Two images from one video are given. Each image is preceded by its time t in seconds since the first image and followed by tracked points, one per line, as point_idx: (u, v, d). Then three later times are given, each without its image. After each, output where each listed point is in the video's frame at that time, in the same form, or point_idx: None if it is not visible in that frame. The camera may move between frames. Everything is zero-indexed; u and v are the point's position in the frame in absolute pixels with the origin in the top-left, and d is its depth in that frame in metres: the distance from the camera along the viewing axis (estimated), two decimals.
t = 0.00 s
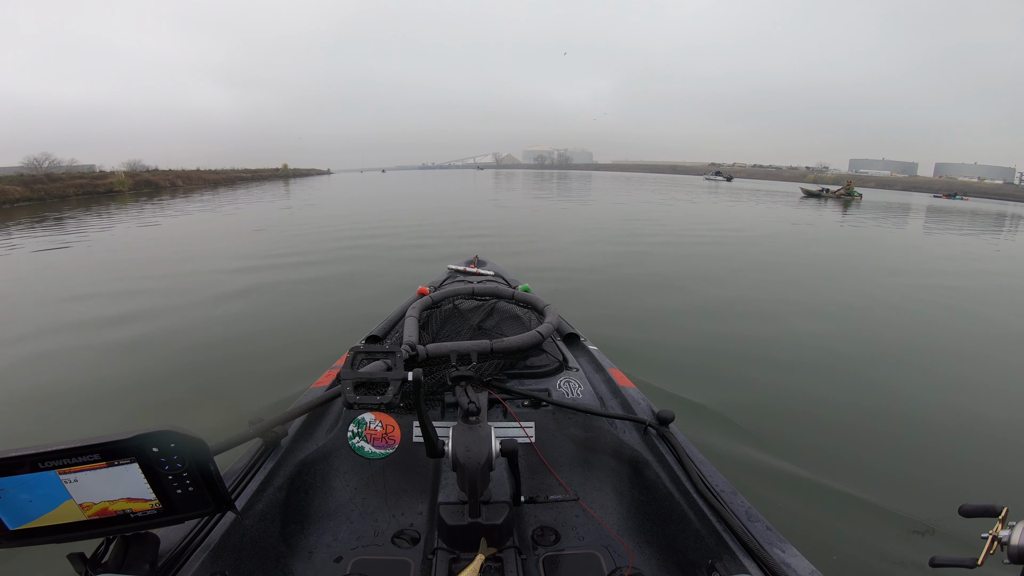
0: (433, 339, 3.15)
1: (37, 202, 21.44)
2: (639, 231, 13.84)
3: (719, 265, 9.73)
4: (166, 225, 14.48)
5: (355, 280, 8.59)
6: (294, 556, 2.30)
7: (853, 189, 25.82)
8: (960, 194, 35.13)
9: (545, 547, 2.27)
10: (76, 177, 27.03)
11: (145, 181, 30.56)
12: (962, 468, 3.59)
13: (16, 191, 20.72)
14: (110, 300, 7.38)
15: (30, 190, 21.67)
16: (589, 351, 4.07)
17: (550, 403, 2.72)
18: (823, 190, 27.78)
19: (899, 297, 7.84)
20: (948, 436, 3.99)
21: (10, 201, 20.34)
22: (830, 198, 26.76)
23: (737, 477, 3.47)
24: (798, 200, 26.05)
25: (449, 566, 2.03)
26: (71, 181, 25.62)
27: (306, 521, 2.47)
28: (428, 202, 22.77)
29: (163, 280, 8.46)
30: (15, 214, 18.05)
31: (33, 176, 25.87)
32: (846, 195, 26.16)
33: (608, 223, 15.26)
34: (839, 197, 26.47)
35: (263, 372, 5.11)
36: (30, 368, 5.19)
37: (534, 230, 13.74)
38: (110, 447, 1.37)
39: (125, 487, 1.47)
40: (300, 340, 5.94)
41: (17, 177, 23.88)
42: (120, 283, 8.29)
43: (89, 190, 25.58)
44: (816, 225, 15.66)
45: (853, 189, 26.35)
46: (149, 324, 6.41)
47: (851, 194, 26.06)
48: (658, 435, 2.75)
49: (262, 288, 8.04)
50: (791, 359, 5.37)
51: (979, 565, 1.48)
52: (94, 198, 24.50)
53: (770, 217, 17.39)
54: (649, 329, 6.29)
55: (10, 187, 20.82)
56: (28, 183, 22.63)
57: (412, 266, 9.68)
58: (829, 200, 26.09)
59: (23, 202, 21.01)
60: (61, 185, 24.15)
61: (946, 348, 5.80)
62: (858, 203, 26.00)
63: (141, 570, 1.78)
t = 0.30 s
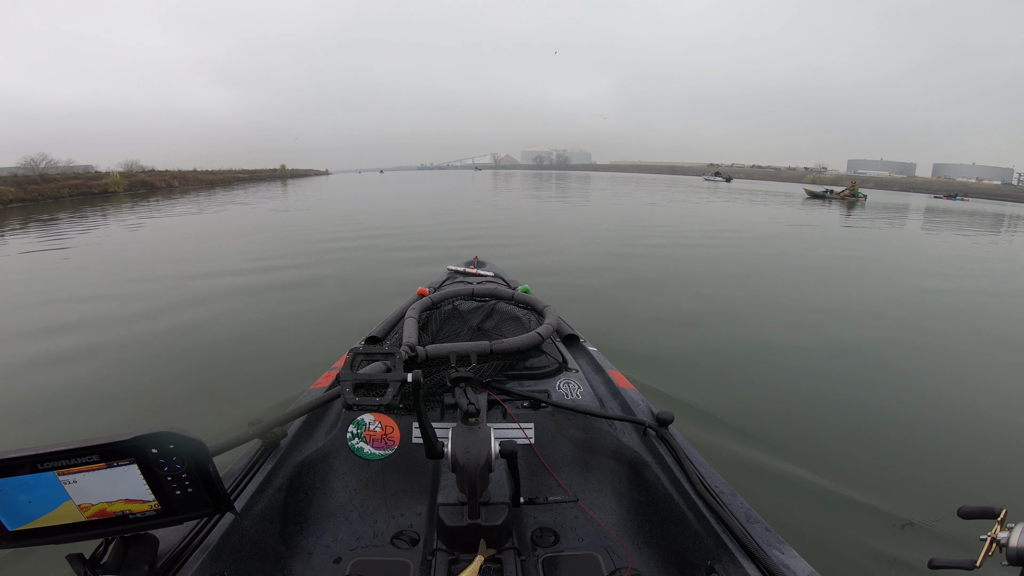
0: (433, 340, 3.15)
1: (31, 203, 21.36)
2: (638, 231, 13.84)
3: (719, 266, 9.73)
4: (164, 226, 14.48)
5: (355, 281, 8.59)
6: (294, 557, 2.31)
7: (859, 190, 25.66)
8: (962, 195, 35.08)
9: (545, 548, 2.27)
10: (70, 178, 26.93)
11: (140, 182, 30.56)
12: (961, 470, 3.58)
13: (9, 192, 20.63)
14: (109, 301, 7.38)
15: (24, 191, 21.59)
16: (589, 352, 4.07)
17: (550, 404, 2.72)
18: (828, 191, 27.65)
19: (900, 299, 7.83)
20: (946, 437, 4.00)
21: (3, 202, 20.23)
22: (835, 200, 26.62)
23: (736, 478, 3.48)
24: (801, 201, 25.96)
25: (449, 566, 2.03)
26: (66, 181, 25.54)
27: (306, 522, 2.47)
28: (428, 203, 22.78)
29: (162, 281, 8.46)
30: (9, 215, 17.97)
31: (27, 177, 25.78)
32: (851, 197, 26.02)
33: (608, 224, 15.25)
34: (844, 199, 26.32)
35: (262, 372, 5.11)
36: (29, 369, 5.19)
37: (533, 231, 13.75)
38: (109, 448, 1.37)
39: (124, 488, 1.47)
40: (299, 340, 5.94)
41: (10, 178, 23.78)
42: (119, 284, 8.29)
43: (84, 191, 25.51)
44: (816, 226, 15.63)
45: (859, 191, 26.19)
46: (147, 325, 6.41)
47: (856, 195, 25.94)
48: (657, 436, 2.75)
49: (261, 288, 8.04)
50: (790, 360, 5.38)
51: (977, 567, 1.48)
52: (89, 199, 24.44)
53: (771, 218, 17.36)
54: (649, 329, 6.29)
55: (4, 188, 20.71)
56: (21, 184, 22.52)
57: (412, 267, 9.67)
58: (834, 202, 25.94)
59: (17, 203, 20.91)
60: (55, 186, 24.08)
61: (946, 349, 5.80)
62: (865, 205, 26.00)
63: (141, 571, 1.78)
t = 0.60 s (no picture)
0: (433, 342, 3.17)
1: (25, 206, 21.31)
2: (638, 233, 13.86)
3: (719, 268, 9.75)
4: (163, 227, 14.48)
5: (355, 282, 8.60)
6: (295, 558, 2.32)
7: (863, 192, 25.63)
8: (964, 196, 35.04)
9: (544, 549, 2.28)
10: (66, 180, 26.91)
11: (137, 183, 30.58)
12: (960, 471, 3.60)
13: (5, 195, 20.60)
14: (108, 303, 7.38)
15: (18, 193, 21.56)
16: (588, 354, 4.08)
17: (549, 406, 2.73)
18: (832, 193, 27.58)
19: (900, 300, 7.84)
20: (945, 438, 4.01)
21: None
22: (839, 201, 26.57)
23: (735, 479, 3.49)
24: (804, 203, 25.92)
25: (449, 567, 2.04)
26: (60, 183, 25.42)
27: (306, 523, 2.48)
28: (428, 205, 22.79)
29: (161, 283, 8.47)
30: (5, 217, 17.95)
31: (24, 178, 25.75)
32: (855, 198, 25.98)
33: (608, 226, 15.27)
34: (848, 200, 26.26)
35: (262, 374, 5.12)
36: (28, 370, 5.20)
37: (532, 232, 13.76)
38: (113, 449, 1.38)
39: (126, 488, 1.48)
40: (299, 342, 5.95)
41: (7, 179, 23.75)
42: (118, 285, 8.29)
43: (77, 193, 25.38)
44: (818, 228, 15.63)
45: (863, 192, 26.14)
46: (148, 326, 6.42)
47: (860, 196, 25.91)
48: (656, 437, 2.76)
49: (261, 290, 8.05)
50: (790, 362, 5.39)
51: (973, 566, 1.49)
52: (84, 201, 24.40)
53: (772, 220, 17.36)
54: (649, 331, 6.31)
55: None
56: (17, 186, 22.50)
57: (412, 268, 9.68)
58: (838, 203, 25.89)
59: (11, 206, 20.87)
60: (50, 188, 24.06)
61: (946, 351, 5.81)
62: (869, 206, 26.00)
63: (142, 570, 1.79)
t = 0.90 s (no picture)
0: (433, 342, 3.16)
1: (21, 208, 21.29)
2: (639, 234, 13.87)
3: (720, 269, 9.75)
4: (162, 228, 14.50)
5: (356, 283, 8.60)
6: (293, 558, 2.30)
7: (867, 194, 25.59)
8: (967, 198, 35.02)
9: (544, 550, 2.27)
10: (64, 181, 26.94)
11: (135, 185, 30.64)
12: (961, 472, 3.58)
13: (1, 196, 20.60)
14: (108, 304, 7.38)
15: (14, 195, 21.54)
16: (588, 354, 4.07)
17: (549, 406, 2.72)
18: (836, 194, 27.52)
19: (902, 301, 7.84)
20: (946, 439, 4.00)
21: None
22: (843, 203, 26.54)
23: (735, 480, 3.48)
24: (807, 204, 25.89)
25: (448, 568, 2.03)
26: (54, 185, 25.27)
27: (305, 524, 2.46)
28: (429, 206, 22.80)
29: (161, 283, 8.48)
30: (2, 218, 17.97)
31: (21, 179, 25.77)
32: (860, 200, 25.94)
33: (609, 227, 15.29)
34: (852, 202, 26.23)
35: (261, 375, 5.11)
36: (27, 371, 5.19)
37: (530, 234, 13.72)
38: (109, 448, 1.37)
39: (123, 489, 1.47)
40: (299, 343, 5.95)
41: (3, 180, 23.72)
42: (118, 286, 8.30)
43: (72, 194, 25.36)
44: (821, 229, 15.61)
45: (868, 193, 26.08)
46: (147, 327, 6.42)
47: (864, 198, 25.88)
48: (657, 438, 2.75)
49: (261, 290, 8.06)
50: (790, 363, 5.38)
51: (977, 567, 1.48)
52: (81, 203, 24.41)
53: (774, 221, 17.35)
54: (649, 332, 6.30)
55: None
56: (13, 187, 22.51)
57: (413, 269, 9.69)
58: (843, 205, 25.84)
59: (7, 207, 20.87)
60: (46, 189, 24.07)
61: (947, 352, 5.80)
62: (873, 208, 25.91)
63: (139, 572, 1.77)
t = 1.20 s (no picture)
0: (440, 341, 3.16)
1: (21, 206, 21.27)
2: (644, 234, 13.86)
3: (725, 269, 9.74)
4: (166, 227, 14.52)
5: (361, 283, 8.60)
6: (301, 557, 2.30)
7: (877, 196, 25.45)
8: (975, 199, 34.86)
9: (552, 549, 2.28)
10: (65, 179, 26.93)
11: (135, 183, 30.65)
12: (965, 473, 3.59)
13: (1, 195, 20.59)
14: (113, 302, 7.40)
15: (14, 193, 21.51)
16: (594, 353, 4.09)
17: (557, 405, 2.73)
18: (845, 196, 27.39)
19: (909, 303, 7.82)
20: (951, 439, 4.01)
21: None
22: (852, 204, 26.42)
23: (740, 480, 3.49)
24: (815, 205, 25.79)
25: (457, 566, 2.04)
26: (55, 182, 25.24)
27: (313, 522, 2.47)
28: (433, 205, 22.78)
29: (165, 282, 8.51)
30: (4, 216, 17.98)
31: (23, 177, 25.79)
32: (871, 202, 25.80)
33: (613, 227, 15.28)
34: (862, 203, 26.09)
35: (267, 374, 5.13)
36: (33, 369, 5.21)
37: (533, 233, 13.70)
38: (122, 447, 1.38)
39: (136, 487, 1.48)
40: (304, 342, 5.96)
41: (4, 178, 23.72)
42: (123, 285, 8.32)
43: (72, 192, 25.32)
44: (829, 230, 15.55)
45: (879, 195, 25.93)
46: (152, 326, 6.44)
47: (874, 200, 25.74)
48: (664, 437, 2.76)
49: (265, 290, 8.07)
50: (794, 363, 5.39)
51: (990, 565, 1.49)
52: (81, 201, 24.39)
53: (782, 222, 17.29)
54: (654, 332, 6.31)
55: None
56: (15, 185, 22.50)
57: (419, 269, 9.68)
58: (853, 207, 25.70)
59: (8, 206, 20.85)
60: (47, 187, 24.07)
61: (954, 353, 5.79)
62: (883, 210, 25.75)
63: (151, 570, 1.78)
